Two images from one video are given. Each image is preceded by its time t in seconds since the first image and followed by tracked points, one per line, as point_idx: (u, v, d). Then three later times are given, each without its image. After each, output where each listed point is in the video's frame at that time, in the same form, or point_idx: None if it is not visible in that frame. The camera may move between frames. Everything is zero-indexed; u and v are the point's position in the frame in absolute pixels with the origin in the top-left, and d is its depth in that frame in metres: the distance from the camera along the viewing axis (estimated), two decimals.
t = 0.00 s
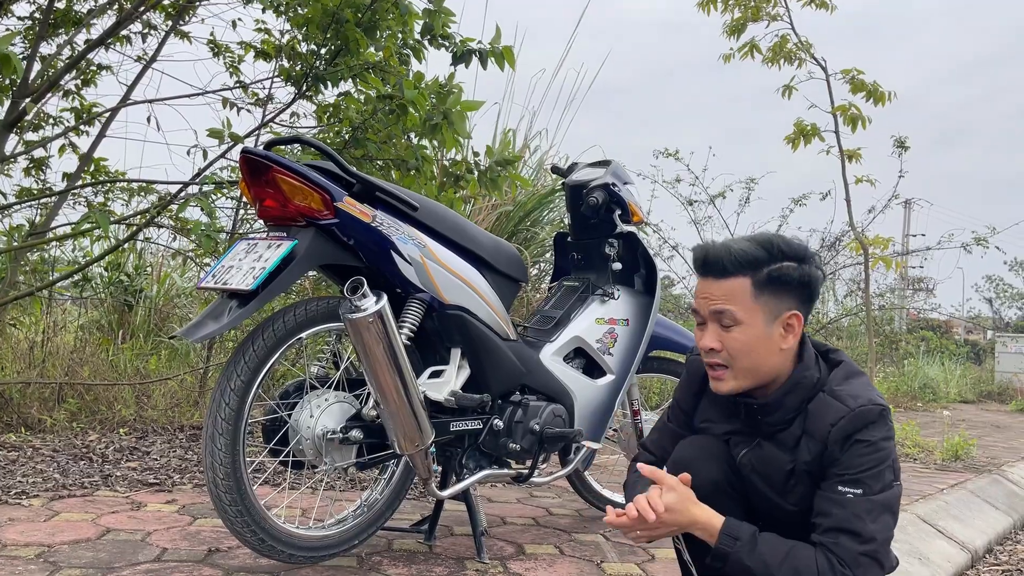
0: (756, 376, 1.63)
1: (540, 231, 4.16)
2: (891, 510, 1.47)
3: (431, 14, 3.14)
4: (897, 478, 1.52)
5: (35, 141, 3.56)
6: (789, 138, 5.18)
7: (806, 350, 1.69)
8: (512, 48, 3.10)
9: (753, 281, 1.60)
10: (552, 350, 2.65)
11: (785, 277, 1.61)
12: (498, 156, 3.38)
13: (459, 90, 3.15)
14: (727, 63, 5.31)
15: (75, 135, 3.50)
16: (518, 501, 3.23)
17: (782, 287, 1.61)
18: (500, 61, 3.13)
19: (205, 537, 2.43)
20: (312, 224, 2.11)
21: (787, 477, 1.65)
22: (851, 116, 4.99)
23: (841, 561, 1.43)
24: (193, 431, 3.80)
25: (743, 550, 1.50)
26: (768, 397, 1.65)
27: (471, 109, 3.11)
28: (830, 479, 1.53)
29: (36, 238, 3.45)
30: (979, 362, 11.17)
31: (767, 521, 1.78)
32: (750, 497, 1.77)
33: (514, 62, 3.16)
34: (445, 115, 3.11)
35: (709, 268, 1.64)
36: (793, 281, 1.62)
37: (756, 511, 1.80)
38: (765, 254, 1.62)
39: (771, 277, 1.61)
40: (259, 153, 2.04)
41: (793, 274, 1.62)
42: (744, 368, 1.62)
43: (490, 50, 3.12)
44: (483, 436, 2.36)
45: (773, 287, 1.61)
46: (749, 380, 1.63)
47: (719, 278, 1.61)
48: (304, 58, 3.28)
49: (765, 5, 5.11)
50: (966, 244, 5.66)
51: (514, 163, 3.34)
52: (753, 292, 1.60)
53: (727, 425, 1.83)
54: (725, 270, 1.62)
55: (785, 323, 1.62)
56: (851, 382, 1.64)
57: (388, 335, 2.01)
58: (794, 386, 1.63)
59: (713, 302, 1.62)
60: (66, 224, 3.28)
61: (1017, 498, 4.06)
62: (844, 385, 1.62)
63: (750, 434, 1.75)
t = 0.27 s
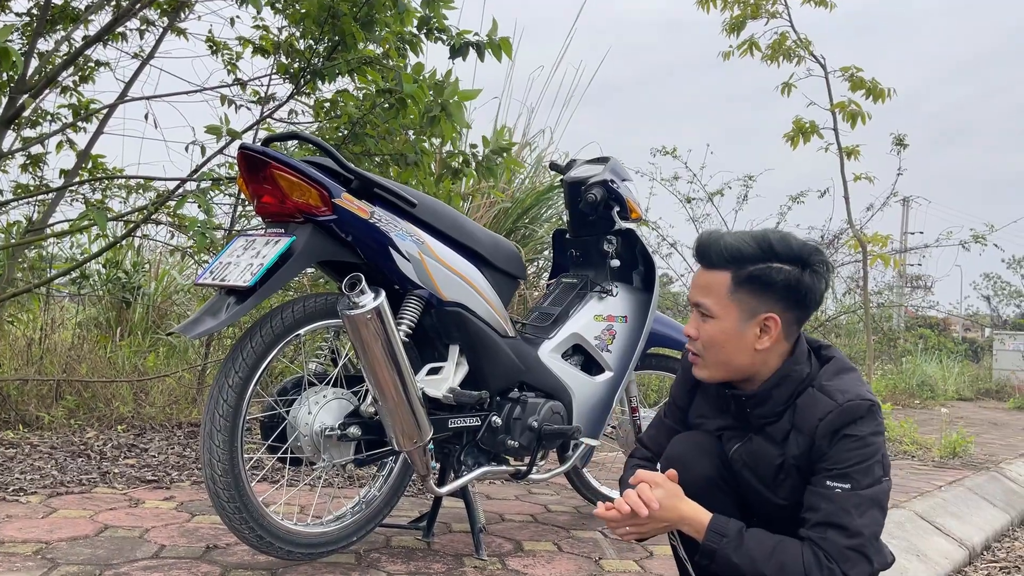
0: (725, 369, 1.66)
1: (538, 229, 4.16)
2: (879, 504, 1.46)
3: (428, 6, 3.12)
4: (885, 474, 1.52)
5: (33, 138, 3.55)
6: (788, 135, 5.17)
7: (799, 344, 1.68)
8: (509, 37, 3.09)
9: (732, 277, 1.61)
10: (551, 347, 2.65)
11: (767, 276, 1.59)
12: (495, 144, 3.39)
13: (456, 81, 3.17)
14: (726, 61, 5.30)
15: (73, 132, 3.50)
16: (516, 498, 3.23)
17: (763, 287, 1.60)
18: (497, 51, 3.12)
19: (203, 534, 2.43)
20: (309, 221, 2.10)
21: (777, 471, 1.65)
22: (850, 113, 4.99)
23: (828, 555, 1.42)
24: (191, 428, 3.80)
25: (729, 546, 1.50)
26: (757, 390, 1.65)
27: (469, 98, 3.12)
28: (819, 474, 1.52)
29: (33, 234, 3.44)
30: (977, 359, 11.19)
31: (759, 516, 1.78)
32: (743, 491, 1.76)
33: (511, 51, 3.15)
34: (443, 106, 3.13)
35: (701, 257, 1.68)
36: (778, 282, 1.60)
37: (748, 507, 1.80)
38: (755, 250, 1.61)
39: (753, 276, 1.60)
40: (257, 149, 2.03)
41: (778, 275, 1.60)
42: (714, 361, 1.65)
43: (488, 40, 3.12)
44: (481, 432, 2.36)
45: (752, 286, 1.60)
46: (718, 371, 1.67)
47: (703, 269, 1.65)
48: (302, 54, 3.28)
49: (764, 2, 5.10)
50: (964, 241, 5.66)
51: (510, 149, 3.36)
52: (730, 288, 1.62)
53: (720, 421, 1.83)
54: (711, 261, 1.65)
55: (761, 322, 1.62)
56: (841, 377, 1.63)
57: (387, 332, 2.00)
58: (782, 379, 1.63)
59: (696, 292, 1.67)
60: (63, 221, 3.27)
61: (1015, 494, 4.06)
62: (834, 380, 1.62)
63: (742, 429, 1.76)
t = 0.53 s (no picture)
0: (724, 358, 1.67)
1: (536, 227, 4.16)
2: (879, 503, 1.45)
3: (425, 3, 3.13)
4: (885, 473, 1.51)
5: (31, 135, 3.55)
6: (786, 133, 5.18)
7: (805, 342, 1.69)
8: (507, 32, 3.09)
9: (746, 269, 1.62)
10: (549, 344, 2.65)
11: (778, 274, 1.59)
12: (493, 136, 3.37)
13: (455, 77, 3.17)
14: (724, 59, 5.30)
15: (71, 129, 3.49)
16: (514, 496, 3.23)
17: (773, 284, 1.60)
18: (495, 46, 3.12)
19: (201, 532, 2.43)
20: (308, 218, 2.10)
21: (775, 467, 1.66)
22: (848, 111, 4.99)
23: (825, 553, 1.42)
24: (189, 426, 3.80)
25: (730, 533, 1.50)
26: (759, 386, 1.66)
27: (468, 94, 3.12)
28: (818, 471, 1.52)
29: (32, 233, 3.44)
30: (975, 357, 11.22)
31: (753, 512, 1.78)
32: (738, 488, 1.77)
33: (508, 47, 3.16)
34: (442, 101, 3.14)
35: (721, 243, 1.68)
36: (789, 282, 1.59)
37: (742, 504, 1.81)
38: (774, 246, 1.61)
39: (765, 273, 1.60)
40: (255, 147, 2.03)
41: (791, 275, 1.59)
42: (713, 349, 1.67)
43: (485, 36, 3.12)
44: (479, 430, 2.36)
45: (763, 282, 1.61)
46: (716, 359, 1.68)
47: (720, 256, 1.65)
48: (300, 52, 3.27)
49: None
50: (962, 239, 5.67)
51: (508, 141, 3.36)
52: (741, 281, 1.62)
53: (718, 417, 1.83)
54: (730, 250, 1.66)
55: (766, 320, 1.62)
56: (844, 375, 1.64)
57: (386, 330, 2.00)
58: (785, 376, 1.65)
59: (709, 278, 1.68)
60: (62, 219, 3.27)
61: (1013, 492, 4.07)
62: (836, 377, 1.63)
63: (741, 426, 1.76)
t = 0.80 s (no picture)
0: (733, 360, 1.68)
1: (535, 226, 4.17)
2: (879, 507, 1.46)
3: (424, 5, 3.14)
4: (886, 478, 1.52)
5: (29, 135, 3.55)
6: (784, 131, 5.18)
7: (815, 340, 1.69)
8: (505, 38, 3.09)
9: (746, 272, 1.62)
10: (547, 344, 2.65)
11: (779, 274, 1.59)
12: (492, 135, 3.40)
13: (455, 78, 3.16)
14: (722, 57, 5.31)
15: (69, 129, 3.49)
16: (513, 495, 3.23)
17: (775, 284, 1.60)
18: (494, 52, 3.12)
19: (200, 532, 2.43)
20: (306, 218, 2.10)
21: (776, 463, 1.65)
22: (846, 109, 5.00)
23: (825, 555, 1.43)
24: (188, 426, 3.80)
25: (736, 527, 1.51)
26: (766, 381, 1.66)
27: (468, 96, 3.12)
28: (819, 472, 1.52)
29: (30, 233, 3.44)
30: (973, 354, 11.24)
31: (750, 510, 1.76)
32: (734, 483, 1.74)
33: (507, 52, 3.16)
34: (442, 102, 3.13)
35: (723, 247, 1.69)
36: (790, 282, 1.59)
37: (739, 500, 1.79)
38: (773, 247, 1.61)
39: (765, 274, 1.60)
40: (253, 147, 2.03)
41: (791, 275, 1.59)
42: (721, 352, 1.68)
43: (484, 40, 3.12)
44: (478, 429, 2.37)
45: (764, 284, 1.61)
46: (726, 362, 1.69)
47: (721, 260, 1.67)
48: (298, 52, 3.27)
49: None
50: (959, 237, 5.68)
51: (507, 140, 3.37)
52: (742, 283, 1.63)
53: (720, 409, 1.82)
54: (731, 253, 1.67)
55: (770, 320, 1.62)
56: (850, 377, 1.64)
57: (383, 329, 2.01)
58: (792, 372, 1.64)
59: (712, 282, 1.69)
60: (60, 219, 3.27)
61: (1010, 489, 4.08)
62: (843, 378, 1.63)
63: (743, 420, 1.75)
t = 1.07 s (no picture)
0: (757, 367, 1.65)
1: (533, 225, 4.17)
2: (887, 511, 1.47)
3: (425, 8, 3.14)
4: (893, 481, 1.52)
5: (26, 136, 3.54)
6: (783, 130, 5.18)
7: (823, 340, 1.68)
8: (505, 43, 3.09)
9: (757, 275, 1.60)
10: (546, 343, 2.66)
11: (793, 272, 1.59)
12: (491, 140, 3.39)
13: (456, 82, 3.15)
14: (720, 56, 5.31)
15: (67, 129, 3.49)
16: (513, 494, 3.23)
17: (789, 283, 1.59)
18: (494, 56, 3.12)
19: (199, 532, 2.43)
20: (304, 218, 2.10)
21: (785, 463, 1.65)
22: (844, 107, 5.00)
23: (832, 558, 1.43)
24: (187, 426, 3.80)
25: (745, 532, 1.52)
26: (773, 380, 1.66)
27: (469, 99, 3.11)
28: (826, 474, 1.53)
29: (28, 233, 3.43)
30: (971, 352, 11.26)
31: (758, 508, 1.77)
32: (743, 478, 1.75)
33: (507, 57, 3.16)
34: (442, 105, 3.11)
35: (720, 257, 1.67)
36: (801, 277, 1.59)
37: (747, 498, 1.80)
38: (778, 247, 1.61)
39: (777, 274, 1.59)
40: (252, 147, 2.03)
41: (801, 270, 1.59)
42: (745, 359, 1.64)
43: (484, 44, 3.11)
44: (477, 428, 2.37)
45: (778, 283, 1.59)
46: (750, 369, 1.65)
47: (725, 270, 1.63)
48: (297, 51, 3.27)
49: None
50: (958, 236, 5.69)
51: (505, 146, 3.35)
52: (755, 287, 1.60)
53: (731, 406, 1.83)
54: (732, 261, 1.64)
55: (789, 317, 1.61)
56: (859, 379, 1.63)
57: (382, 329, 2.01)
58: (799, 373, 1.63)
59: (717, 293, 1.65)
60: (58, 219, 3.26)
61: (1009, 488, 4.08)
62: (852, 380, 1.62)
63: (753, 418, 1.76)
